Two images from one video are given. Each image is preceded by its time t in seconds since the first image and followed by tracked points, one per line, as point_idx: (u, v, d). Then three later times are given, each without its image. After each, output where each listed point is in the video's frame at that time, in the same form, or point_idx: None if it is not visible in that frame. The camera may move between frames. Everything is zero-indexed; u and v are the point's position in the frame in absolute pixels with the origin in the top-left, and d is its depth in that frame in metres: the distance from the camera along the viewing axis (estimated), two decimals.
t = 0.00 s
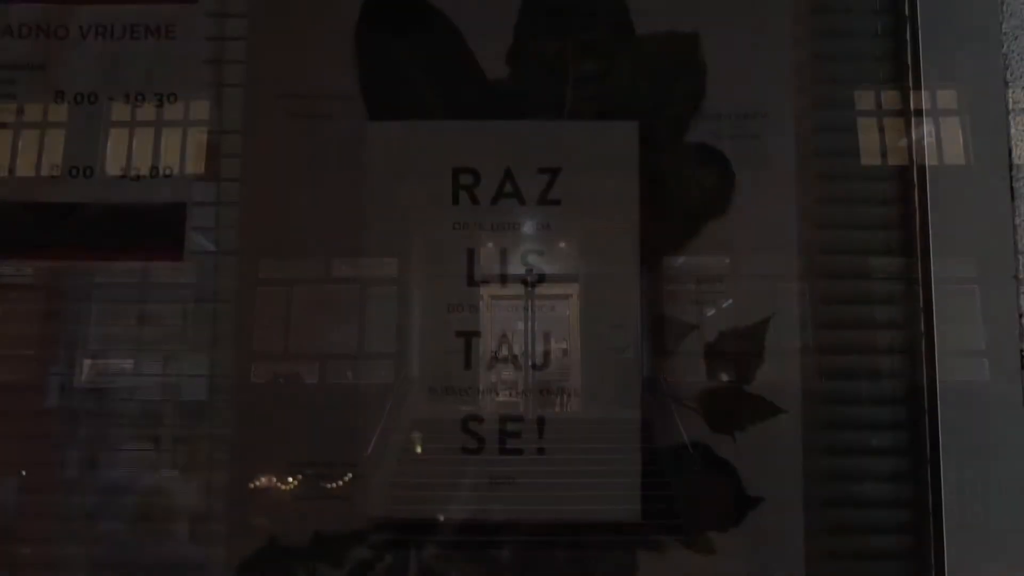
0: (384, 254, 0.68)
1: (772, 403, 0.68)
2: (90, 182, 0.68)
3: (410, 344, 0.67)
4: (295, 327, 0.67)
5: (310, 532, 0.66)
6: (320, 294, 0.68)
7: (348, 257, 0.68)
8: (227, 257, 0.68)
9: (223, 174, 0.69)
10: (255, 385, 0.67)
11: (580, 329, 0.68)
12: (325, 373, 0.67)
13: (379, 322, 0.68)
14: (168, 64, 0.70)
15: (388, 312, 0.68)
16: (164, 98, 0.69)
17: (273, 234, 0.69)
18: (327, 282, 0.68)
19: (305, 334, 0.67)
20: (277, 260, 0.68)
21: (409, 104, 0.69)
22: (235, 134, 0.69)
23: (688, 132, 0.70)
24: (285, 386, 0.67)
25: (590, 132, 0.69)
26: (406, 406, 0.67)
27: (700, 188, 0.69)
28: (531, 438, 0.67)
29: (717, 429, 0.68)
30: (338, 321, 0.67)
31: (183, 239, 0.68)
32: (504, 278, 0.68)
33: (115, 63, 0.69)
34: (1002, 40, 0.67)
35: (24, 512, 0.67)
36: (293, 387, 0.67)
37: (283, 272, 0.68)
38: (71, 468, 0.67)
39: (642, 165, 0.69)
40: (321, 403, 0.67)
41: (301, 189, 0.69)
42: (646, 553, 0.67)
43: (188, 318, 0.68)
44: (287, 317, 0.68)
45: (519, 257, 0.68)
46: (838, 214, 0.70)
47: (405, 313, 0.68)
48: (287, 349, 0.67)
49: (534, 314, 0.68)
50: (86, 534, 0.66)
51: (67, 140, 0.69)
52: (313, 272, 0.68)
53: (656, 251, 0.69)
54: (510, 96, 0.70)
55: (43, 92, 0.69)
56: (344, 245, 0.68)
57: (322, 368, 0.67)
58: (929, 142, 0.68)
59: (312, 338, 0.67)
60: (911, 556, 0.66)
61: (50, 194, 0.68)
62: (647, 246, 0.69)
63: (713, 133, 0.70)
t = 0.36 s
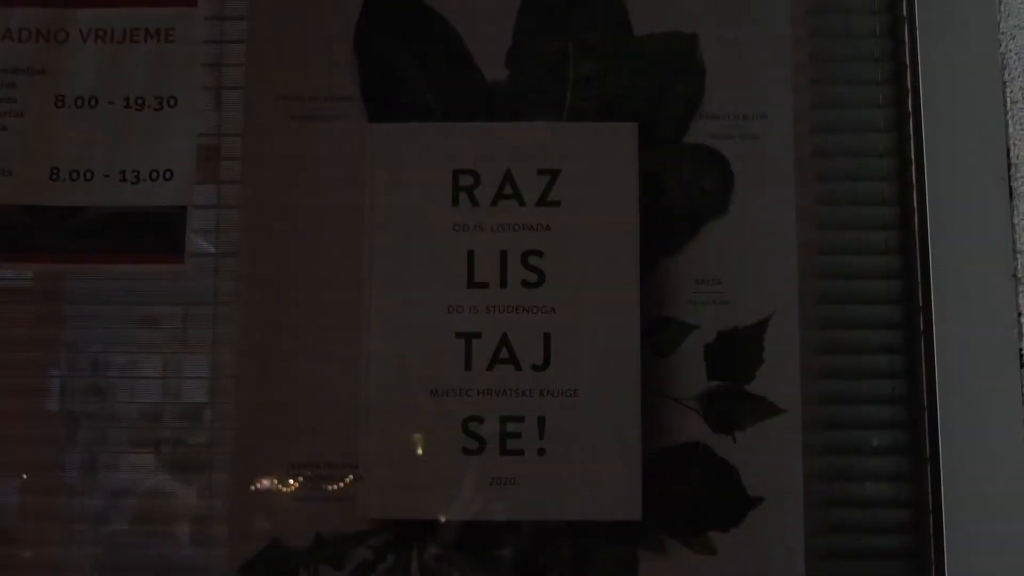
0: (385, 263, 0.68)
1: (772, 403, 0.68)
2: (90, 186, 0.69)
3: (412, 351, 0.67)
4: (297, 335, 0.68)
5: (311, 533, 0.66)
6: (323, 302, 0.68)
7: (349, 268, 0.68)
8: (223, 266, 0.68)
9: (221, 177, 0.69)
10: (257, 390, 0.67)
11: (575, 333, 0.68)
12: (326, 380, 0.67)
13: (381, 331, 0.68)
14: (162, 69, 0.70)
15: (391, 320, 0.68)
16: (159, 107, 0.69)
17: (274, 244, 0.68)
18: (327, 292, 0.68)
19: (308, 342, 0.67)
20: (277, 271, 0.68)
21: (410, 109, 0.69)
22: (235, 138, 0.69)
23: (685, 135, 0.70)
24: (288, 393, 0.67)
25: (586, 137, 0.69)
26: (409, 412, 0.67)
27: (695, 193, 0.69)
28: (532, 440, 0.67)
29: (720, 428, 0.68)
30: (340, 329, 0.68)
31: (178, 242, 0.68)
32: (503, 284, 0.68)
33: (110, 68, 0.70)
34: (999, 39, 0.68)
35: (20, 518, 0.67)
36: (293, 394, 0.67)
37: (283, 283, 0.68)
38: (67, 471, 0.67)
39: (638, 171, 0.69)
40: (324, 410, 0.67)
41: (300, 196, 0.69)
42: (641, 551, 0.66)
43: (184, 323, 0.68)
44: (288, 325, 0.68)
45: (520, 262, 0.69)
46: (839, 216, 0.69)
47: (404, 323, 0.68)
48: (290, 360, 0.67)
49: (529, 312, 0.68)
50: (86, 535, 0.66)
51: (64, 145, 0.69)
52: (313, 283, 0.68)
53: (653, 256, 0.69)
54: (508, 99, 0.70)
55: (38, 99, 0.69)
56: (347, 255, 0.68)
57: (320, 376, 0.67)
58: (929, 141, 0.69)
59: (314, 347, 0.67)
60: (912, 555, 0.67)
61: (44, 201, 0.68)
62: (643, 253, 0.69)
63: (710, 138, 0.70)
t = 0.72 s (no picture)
0: (382, 262, 0.68)
1: (768, 400, 0.68)
2: (88, 184, 0.69)
3: (410, 350, 0.67)
4: (295, 334, 0.68)
5: (308, 532, 0.66)
6: (321, 301, 0.68)
7: (347, 268, 0.68)
8: (221, 265, 0.68)
9: (218, 176, 0.69)
10: (255, 389, 0.67)
11: (573, 332, 0.68)
12: (324, 379, 0.67)
13: (379, 329, 0.68)
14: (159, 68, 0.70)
15: (389, 319, 0.68)
16: (157, 105, 0.69)
17: (271, 243, 0.68)
18: (324, 291, 0.68)
19: (306, 341, 0.67)
20: (275, 270, 0.68)
21: (409, 108, 0.69)
22: (233, 136, 0.69)
23: (683, 134, 0.70)
24: (286, 392, 0.67)
25: (584, 136, 0.69)
26: (407, 411, 0.67)
27: (692, 191, 0.69)
28: (530, 439, 0.67)
29: (717, 425, 0.68)
30: (338, 329, 0.68)
31: (175, 240, 0.68)
32: (501, 282, 0.68)
33: (107, 66, 0.69)
34: (996, 37, 0.68)
35: (16, 517, 0.67)
36: (291, 393, 0.67)
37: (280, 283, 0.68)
38: (63, 470, 0.67)
39: (636, 170, 0.69)
40: (322, 409, 0.67)
41: (298, 195, 0.69)
42: (638, 549, 0.67)
43: (182, 322, 0.68)
44: (285, 323, 0.68)
45: (517, 260, 0.69)
46: (837, 214, 0.70)
47: (402, 322, 0.68)
48: (288, 359, 0.67)
49: (526, 311, 0.68)
50: (81, 535, 0.66)
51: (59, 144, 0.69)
52: (311, 283, 0.68)
53: (650, 254, 0.69)
54: (506, 98, 0.70)
55: (34, 96, 0.69)
56: (345, 254, 0.68)
57: (318, 375, 0.67)
58: (927, 139, 0.69)
59: (311, 346, 0.67)
60: (909, 552, 0.67)
61: (40, 200, 0.68)
62: (641, 252, 0.69)
63: (709, 137, 0.70)
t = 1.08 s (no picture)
0: (385, 261, 0.68)
1: (771, 399, 0.68)
2: (94, 183, 0.69)
3: (412, 349, 0.68)
4: (298, 333, 0.68)
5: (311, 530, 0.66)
6: (324, 301, 0.68)
7: (351, 267, 0.68)
8: (224, 265, 0.68)
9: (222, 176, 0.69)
10: (258, 388, 0.67)
11: (575, 331, 0.68)
12: (325, 378, 0.67)
13: (381, 329, 0.68)
14: (161, 67, 0.70)
15: (391, 319, 0.68)
16: (162, 104, 0.69)
17: (276, 242, 0.68)
18: (327, 291, 0.68)
19: (308, 341, 0.68)
20: (279, 269, 0.68)
21: (411, 108, 0.70)
22: (237, 135, 0.69)
23: (684, 134, 0.70)
24: (290, 391, 0.67)
25: (587, 136, 0.69)
26: (409, 411, 0.67)
27: (693, 190, 0.69)
28: (533, 438, 0.67)
29: (720, 424, 0.68)
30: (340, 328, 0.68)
31: (178, 240, 0.68)
32: (503, 282, 0.69)
33: (110, 66, 0.70)
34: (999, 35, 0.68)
35: (22, 515, 0.67)
36: (294, 393, 0.67)
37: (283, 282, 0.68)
38: (68, 469, 0.67)
39: (637, 169, 0.69)
40: (325, 408, 0.67)
41: (300, 194, 0.69)
42: (641, 547, 0.67)
43: (184, 321, 0.68)
44: (288, 323, 0.68)
45: (520, 260, 0.69)
46: (838, 214, 0.70)
47: (405, 322, 0.68)
48: (291, 359, 0.67)
49: (531, 310, 0.68)
50: (86, 533, 0.67)
51: (63, 143, 0.69)
52: (313, 283, 0.68)
53: (652, 254, 0.69)
54: (509, 98, 0.70)
55: (38, 96, 0.69)
56: (347, 254, 0.68)
57: (323, 374, 0.67)
58: (927, 139, 0.69)
59: (314, 345, 0.68)
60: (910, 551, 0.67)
61: (45, 201, 0.68)
62: (643, 251, 0.69)
63: (709, 137, 0.70)
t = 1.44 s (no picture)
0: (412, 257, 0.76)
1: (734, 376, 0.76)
2: (162, 191, 0.77)
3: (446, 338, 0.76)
4: (345, 321, 0.76)
5: (355, 487, 0.74)
6: (365, 292, 0.76)
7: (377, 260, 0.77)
8: (281, 260, 0.77)
9: (276, 181, 0.77)
10: (307, 373, 0.76)
11: (580, 317, 0.76)
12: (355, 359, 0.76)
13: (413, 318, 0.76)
14: (231, 92, 0.78)
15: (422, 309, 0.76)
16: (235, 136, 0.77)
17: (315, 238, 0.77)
18: (369, 282, 0.76)
19: (350, 329, 0.76)
20: (314, 261, 0.77)
21: (434, 137, 0.78)
22: (276, 143, 0.78)
23: (662, 162, 0.78)
24: (324, 370, 0.76)
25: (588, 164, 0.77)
26: (435, 393, 0.75)
27: (682, 194, 0.78)
28: (538, 410, 0.75)
29: (691, 400, 0.76)
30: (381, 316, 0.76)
31: (248, 247, 0.77)
32: (511, 284, 0.76)
33: (191, 92, 0.77)
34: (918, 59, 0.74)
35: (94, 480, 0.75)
36: (341, 377, 0.76)
37: (331, 275, 0.77)
38: (153, 448, 0.75)
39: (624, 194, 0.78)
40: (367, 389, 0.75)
41: (335, 193, 0.77)
42: (624, 501, 0.75)
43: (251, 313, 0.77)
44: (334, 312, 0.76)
45: (526, 266, 0.76)
46: (792, 216, 0.78)
47: (433, 309, 0.76)
48: (326, 342, 0.76)
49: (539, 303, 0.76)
50: (164, 498, 0.75)
51: (148, 160, 0.77)
52: (346, 274, 0.77)
53: (636, 250, 0.77)
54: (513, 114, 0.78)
55: (129, 121, 0.77)
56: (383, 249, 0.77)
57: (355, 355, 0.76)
58: (858, 148, 0.76)
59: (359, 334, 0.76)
60: (844, 509, 0.75)
61: (136, 215, 0.76)
62: (627, 262, 0.77)
63: (692, 164, 0.78)
